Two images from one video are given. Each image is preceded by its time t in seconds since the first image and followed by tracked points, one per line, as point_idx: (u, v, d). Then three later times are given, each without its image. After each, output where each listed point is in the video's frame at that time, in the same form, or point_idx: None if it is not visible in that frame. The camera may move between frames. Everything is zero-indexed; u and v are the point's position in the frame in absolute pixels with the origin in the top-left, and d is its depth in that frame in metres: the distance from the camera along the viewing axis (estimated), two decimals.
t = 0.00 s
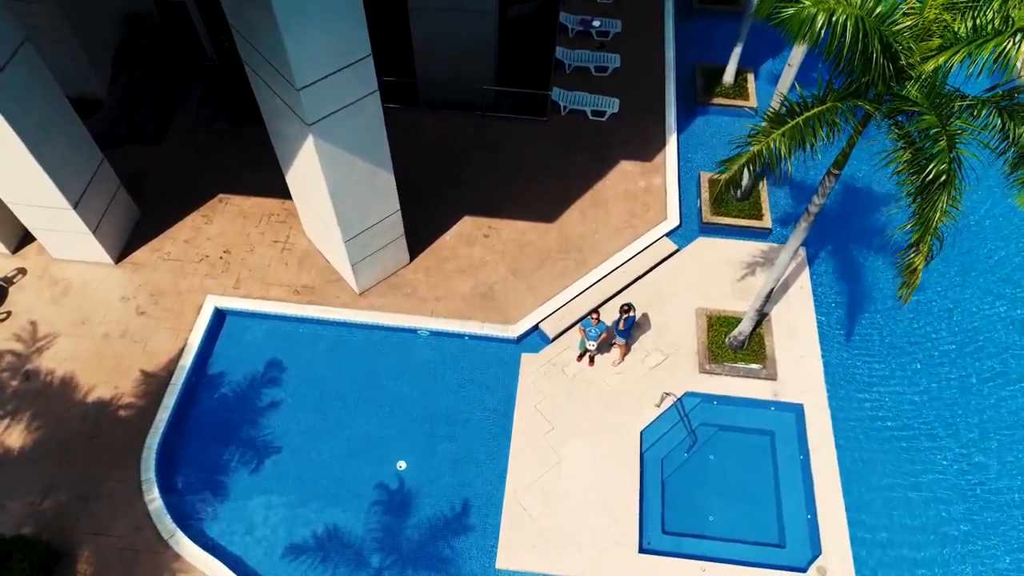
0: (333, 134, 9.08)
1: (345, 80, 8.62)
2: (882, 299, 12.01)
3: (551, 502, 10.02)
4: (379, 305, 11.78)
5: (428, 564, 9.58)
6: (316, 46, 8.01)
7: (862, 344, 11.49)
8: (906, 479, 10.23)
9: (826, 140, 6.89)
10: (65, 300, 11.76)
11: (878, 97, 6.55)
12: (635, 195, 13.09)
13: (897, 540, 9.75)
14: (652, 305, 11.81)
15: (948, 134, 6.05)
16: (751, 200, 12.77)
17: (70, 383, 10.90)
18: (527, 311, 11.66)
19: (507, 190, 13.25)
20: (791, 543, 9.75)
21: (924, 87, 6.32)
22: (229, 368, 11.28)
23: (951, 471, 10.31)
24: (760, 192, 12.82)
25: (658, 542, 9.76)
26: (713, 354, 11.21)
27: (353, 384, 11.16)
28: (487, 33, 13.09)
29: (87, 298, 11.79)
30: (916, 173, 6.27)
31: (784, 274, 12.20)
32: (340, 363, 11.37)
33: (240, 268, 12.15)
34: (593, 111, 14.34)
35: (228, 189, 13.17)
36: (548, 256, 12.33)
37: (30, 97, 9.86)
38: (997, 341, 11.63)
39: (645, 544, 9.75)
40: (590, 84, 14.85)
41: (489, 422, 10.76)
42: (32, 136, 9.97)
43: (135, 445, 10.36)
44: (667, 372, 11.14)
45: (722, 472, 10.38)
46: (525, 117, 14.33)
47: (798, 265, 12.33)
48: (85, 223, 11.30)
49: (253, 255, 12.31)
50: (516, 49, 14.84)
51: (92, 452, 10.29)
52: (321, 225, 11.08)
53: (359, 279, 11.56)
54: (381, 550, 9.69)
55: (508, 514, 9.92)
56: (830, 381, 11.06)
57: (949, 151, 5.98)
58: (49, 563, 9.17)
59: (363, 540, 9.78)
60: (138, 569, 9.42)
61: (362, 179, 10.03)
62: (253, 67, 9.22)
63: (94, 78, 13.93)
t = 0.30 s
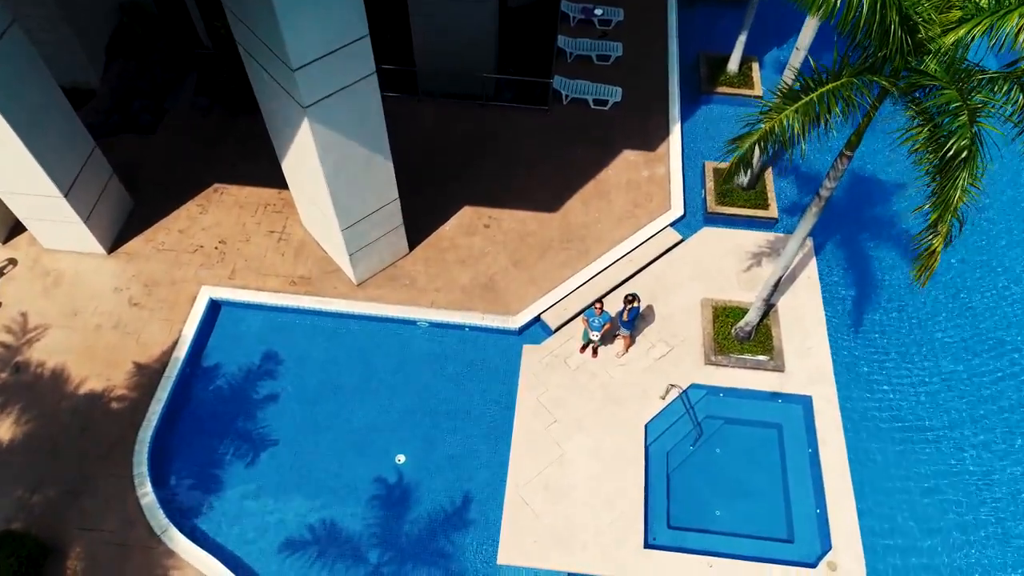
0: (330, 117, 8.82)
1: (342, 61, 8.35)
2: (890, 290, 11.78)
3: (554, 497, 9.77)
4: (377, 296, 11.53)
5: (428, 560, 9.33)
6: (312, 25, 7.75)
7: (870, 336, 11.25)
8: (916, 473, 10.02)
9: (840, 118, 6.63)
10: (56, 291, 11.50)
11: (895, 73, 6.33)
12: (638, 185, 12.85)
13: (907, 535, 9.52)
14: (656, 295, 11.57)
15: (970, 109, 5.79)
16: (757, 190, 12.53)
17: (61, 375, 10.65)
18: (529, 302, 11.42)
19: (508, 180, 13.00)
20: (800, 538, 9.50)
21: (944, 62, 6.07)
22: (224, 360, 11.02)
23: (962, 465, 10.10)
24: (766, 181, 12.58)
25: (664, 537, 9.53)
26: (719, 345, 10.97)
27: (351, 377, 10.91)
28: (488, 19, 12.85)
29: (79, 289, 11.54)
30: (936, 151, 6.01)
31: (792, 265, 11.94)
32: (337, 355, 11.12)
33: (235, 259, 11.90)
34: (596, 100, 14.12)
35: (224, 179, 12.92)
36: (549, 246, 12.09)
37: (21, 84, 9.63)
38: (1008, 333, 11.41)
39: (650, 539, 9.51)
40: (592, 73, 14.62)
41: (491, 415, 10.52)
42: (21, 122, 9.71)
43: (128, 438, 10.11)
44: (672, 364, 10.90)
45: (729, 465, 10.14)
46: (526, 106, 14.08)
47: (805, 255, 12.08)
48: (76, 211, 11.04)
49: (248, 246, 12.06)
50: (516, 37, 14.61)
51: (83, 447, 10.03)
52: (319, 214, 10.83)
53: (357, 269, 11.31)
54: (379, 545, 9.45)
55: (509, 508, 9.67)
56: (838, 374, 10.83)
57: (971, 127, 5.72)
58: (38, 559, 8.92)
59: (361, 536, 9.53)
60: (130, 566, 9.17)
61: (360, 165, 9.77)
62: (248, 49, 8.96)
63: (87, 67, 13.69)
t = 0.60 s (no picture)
0: (328, 100, 8.58)
1: (340, 42, 8.11)
2: (900, 281, 11.55)
3: (557, 491, 9.54)
4: (377, 287, 11.29)
5: (428, 555, 9.10)
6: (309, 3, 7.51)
7: (880, 327, 11.02)
8: (928, 466, 9.79)
9: (855, 95, 6.42)
10: (49, 282, 11.27)
11: (914, 47, 6.11)
12: (642, 174, 12.62)
13: (920, 531, 9.29)
14: (661, 286, 11.34)
15: (993, 81, 5.54)
16: (763, 180, 12.32)
17: (53, 368, 10.41)
18: (531, 293, 11.18)
19: (510, 170, 12.77)
20: (810, 533, 9.27)
21: (965, 34, 5.84)
22: (220, 352, 10.79)
23: (975, 459, 9.87)
24: (773, 171, 12.40)
25: (670, 531, 9.29)
26: (726, 336, 10.74)
27: (350, 369, 10.67)
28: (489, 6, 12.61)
29: (72, 280, 11.30)
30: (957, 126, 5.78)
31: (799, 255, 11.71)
32: (336, 347, 10.88)
33: (232, 249, 11.67)
34: (599, 89, 13.90)
35: (220, 169, 12.69)
36: (552, 237, 11.85)
37: (12, 69, 9.41)
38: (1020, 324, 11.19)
39: (656, 534, 9.28)
40: (595, 62, 14.39)
41: (493, 408, 10.28)
42: (11, 106, 9.46)
43: (121, 432, 9.87)
44: (678, 356, 10.67)
45: (736, 459, 9.90)
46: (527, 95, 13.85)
47: (813, 245, 11.85)
48: (69, 200, 10.80)
49: (245, 236, 11.83)
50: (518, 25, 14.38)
51: (75, 441, 9.78)
52: (317, 202, 10.60)
53: (356, 259, 11.08)
54: (379, 541, 9.21)
55: (512, 503, 9.44)
56: (847, 367, 10.59)
57: (994, 99, 5.49)
58: (28, 554, 8.69)
59: (360, 531, 9.30)
60: (123, 562, 8.94)
61: (359, 151, 9.53)
62: (244, 31, 8.72)
63: (81, 56, 13.45)
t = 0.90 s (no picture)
0: (325, 83, 8.34)
1: (337, 22, 7.85)
2: (909, 272, 11.33)
3: (560, 485, 9.31)
4: (375, 278, 11.05)
5: (428, 551, 8.87)
6: None
7: (889, 318, 10.80)
8: (940, 460, 9.57)
9: (871, 70, 6.21)
10: (40, 273, 11.03)
11: (932, 21, 5.90)
12: (646, 164, 12.39)
13: (932, 526, 9.07)
14: (666, 277, 11.11)
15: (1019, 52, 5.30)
16: (769, 169, 12.08)
17: (44, 360, 10.17)
18: (533, 284, 10.95)
19: (511, 159, 12.54)
20: (819, 528, 9.04)
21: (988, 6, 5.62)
22: (215, 345, 10.55)
23: (987, 453, 9.65)
24: (779, 160, 12.14)
25: (676, 527, 9.08)
26: (733, 328, 10.50)
27: (348, 362, 10.44)
28: None
29: (64, 271, 11.06)
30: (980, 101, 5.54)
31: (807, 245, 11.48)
32: (334, 339, 10.64)
33: (227, 240, 11.44)
34: (601, 78, 13.68)
35: (216, 158, 12.45)
36: (555, 227, 11.62)
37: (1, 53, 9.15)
38: None
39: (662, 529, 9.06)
40: (598, 51, 14.16)
41: (494, 401, 10.05)
42: None
43: (113, 425, 9.63)
44: (683, 347, 10.44)
45: (743, 452, 9.67)
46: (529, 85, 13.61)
47: (821, 235, 11.62)
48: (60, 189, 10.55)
49: (241, 227, 11.59)
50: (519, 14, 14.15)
51: (65, 435, 9.55)
52: (314, 191, 10.36)
53: (355, 249, 10.85)
54: (377, 536, 8.98)
55: (514, 497, 9.21)
56: (856, 359, 10.36)
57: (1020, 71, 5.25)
58: (18, 551, 8.46)
59: (358, 527, 9.06)
60: (115, 559, 8.70)
61: (356, 137, 9.29)
62: (239, 12, 8.48)
63: (74, 44, 13.20)
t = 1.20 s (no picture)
0: (320, 68, 8.05)
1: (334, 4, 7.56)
2: (919, 265, 11.07)
3: (563, 483, 9.04)
4: (374, 272, 10.79)
5: (428, 550, 8.62)
6: None
7: (900, 313, 10.54)
8: (954, 458, 9.31)
9: (890, 47, 5.95)
10: (30, 267, 10.77)
11: None
12: (650, 156, 12.13)
13: (946, 525, 8.81)
14: (671, 270, 10.85)
15: None
16: (776, 160, 11.81)
17: (34, 356, 9.91)
18: (535, 278, 10.68)
19: (512, 151, 12.28)
20: (830, 528, 8.77)
21: None
22: (210, 340, 10.29)
23: (1002, 450, 9.39)
24: (786, 151, 11.87)
25: (682, 526, 8.81)
26: (740, 322, 10.24)
27: (345, 357, 10.18)
28: None
29: (55, 265, 10.80)
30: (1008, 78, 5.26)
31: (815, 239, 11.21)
32: (331, 334, 10.38)
33: (222, 233, 11.17)
34: (604, 69, 13.42)
35: (211, 150, 12.19)
36: (557, 220, 11.36)
37: None
38: None
39: (668, 529, 8.79)
40: (600, 41, 13.90)
41: (494, 397, 9.78)
42: None
43: (104, 423, 9.37)
44: (689, 342, 10.18)
45: (751, 450, 9.41)
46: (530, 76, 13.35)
47: (829, 228, 11.35)
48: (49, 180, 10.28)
49: (236, 220, 11.33)
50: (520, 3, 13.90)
51: (55, 433, 9.28)
52: (310, 182, 10.09)
53: (352, 242, 10.60)
54: (375, 536, 8.72)
55: (516, 496, 8.95)
56: (867, 354, 10.10)
57: None
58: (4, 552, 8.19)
59: (356, 526, 8.80)
60: (105, 559, 8.44)
61: (353, 126, 9.02)
62: None
63: (66, 34, 12.94)
